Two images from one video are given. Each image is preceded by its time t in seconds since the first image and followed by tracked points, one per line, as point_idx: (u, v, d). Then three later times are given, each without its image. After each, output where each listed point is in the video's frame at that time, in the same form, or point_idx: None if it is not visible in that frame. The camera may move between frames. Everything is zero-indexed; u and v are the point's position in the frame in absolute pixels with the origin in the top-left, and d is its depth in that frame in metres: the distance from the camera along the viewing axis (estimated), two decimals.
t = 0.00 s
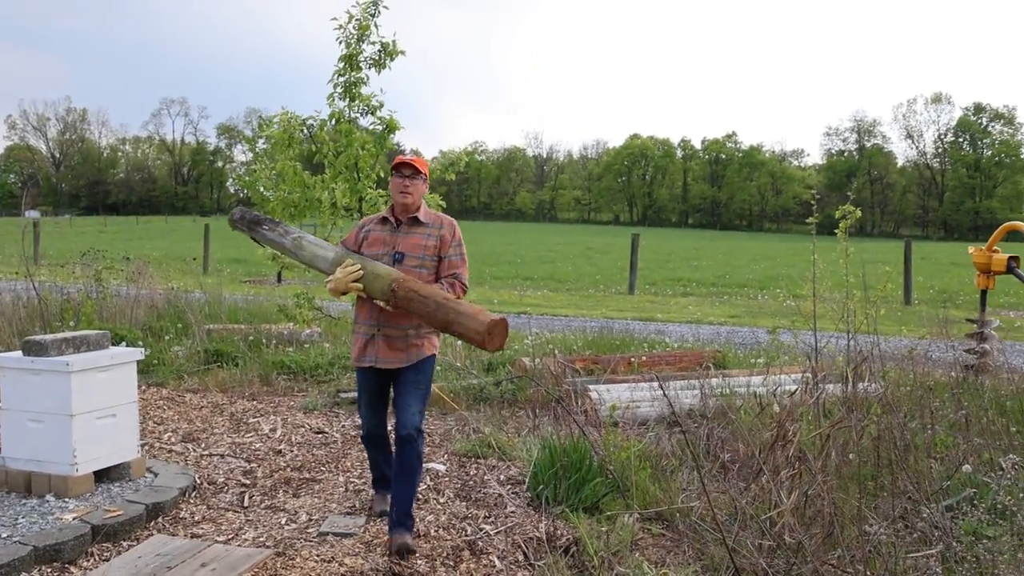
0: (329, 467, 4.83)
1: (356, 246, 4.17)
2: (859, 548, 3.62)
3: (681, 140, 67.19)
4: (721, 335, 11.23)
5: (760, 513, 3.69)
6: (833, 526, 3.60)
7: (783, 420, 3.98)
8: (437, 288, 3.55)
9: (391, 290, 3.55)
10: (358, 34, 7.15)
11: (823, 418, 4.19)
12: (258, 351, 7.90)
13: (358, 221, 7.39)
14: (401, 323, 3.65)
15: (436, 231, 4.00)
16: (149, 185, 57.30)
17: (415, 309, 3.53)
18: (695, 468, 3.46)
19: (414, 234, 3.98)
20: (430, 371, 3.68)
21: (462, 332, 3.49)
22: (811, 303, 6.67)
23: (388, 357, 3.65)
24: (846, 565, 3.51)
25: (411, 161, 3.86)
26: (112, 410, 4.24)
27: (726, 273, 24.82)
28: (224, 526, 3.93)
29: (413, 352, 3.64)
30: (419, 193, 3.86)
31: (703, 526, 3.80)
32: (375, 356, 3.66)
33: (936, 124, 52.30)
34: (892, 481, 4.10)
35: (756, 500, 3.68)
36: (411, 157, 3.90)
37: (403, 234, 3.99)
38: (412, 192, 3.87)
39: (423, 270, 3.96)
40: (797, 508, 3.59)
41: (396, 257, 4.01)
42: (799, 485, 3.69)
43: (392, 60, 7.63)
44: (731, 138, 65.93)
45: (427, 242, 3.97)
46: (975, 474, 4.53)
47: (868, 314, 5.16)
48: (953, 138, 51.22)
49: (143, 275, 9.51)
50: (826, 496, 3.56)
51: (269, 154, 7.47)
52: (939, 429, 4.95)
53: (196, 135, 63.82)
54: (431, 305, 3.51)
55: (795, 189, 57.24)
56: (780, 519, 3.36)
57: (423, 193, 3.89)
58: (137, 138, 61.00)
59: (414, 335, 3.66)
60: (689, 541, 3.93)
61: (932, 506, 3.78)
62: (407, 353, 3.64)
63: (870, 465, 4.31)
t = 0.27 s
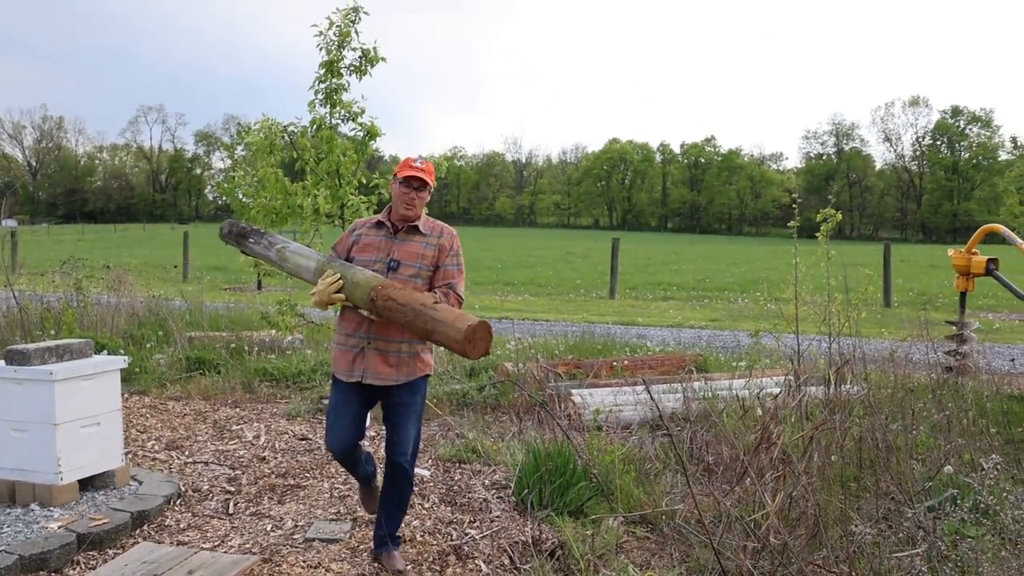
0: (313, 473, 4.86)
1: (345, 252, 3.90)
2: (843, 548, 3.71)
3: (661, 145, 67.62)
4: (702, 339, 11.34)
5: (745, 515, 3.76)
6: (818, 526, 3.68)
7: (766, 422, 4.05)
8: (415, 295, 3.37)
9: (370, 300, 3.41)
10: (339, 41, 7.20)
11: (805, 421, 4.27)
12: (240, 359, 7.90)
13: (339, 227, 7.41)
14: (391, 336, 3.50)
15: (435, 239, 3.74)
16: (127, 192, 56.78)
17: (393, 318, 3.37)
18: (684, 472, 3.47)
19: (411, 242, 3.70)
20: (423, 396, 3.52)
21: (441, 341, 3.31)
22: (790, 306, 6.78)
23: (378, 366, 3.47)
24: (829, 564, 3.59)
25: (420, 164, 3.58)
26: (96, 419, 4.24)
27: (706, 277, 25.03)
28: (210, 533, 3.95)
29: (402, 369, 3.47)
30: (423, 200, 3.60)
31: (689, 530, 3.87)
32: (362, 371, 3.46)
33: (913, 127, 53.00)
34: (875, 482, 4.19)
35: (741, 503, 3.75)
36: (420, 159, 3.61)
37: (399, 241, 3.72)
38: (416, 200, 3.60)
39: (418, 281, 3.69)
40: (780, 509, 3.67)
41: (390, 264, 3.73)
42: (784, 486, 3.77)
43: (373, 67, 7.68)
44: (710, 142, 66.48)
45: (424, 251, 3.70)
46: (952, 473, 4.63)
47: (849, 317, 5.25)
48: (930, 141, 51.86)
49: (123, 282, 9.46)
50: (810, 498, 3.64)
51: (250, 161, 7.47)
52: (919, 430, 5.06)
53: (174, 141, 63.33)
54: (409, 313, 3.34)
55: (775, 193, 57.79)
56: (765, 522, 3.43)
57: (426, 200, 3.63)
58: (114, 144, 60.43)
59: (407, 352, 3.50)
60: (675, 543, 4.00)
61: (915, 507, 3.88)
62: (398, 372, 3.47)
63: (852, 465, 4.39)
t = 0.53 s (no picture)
0: (302, 477, 4.87)
1: (339, 252, 3.89)
2: (832, 547, 3.75)
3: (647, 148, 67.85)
4: (689, 341, 11.40)
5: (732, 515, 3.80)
6: (805, 526, 3.72)
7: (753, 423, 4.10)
8: (399, 293, 3.37)
9: (354, 299, 3.41)
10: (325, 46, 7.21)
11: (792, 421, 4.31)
12: (228, 363, 7.88)
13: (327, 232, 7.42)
14: (381, 344, 3.48)
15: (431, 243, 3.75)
16: (110, 197, 56.39)
17: (376, 318, 3.36)
18: (675, 473, 3.44)
19: (408, 246, 3.71)
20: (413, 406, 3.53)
21: (424, 340, 3.29)
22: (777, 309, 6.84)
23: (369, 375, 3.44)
24: (816, 563, 3.64)
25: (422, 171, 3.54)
26: (84, 424, 4.23)
27: (693, 279, 25.13)
28: (199, 537, 3.95)
29: (392, 378, 3.47)
30: (422, 207, 3.60)
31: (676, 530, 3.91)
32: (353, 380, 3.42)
33: (898, 130, 53.44)
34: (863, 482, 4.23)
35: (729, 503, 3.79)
36: (423, 165, 3.58)
37: (395, 245, 3.72)
38: (414, 206, 3.58)
39: (413, 286, 3.70)
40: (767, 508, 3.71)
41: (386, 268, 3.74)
42: (772, 487, 3.82)
43: (360, 71, 7.69)
44: (696, 144, 66.78)
45: (421, 255, 3.71)
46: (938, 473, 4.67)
47: (835, 319, 5.31)
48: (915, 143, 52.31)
49: (109, 287, 9.42)
50: (797, 498, 3.69)
51: (237, 165, 7.47)
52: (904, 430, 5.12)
53: (159, 146, 62.99)
54: (392, 313, 3.33)
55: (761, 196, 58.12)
56: (752, 522, 3.47)
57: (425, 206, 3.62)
58: (98, 148, 60.04)
59: (400, 361, 3.50)
60: (663, 544, 4.04)
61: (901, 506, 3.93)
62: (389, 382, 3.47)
63: (839, 466, 4.43)
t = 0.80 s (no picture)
0: (291, 479, 4.86)
1: (324, 264, 3.83)
2: (820, 547, 3.78)
3: (636, 149, 68.04)
4: (677, 342, 11.44)
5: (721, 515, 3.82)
6: (793, 526, 3.75)
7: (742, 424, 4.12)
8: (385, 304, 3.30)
9: (339, 310, 3.35)
10: (313, 47, 7.20)
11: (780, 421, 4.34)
12: (216, 365, 7.85)
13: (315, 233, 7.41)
14: (369, 362, 3.43)
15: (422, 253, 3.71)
16: (96, 198, 56.01)
17: (360, 329, 3.30)
18: (665, 474, 3.42)
19: (398, 256, 3.67)
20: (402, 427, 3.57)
21: (411, 353, 3.21)
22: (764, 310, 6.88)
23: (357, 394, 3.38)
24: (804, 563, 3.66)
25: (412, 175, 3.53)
26: (71, 426, 4.21)
27: (681, 280, 25.22)
28: (187, 540, 3.94)
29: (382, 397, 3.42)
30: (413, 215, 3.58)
31: (665, 531, 3.93)
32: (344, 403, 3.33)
33: (885, 131, 53.84)
34: (850, 482, 4.27)
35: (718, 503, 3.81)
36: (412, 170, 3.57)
37: (384, 256, 3.68)
38: (404, 212, 3.57)
39: (404, 298, 3.65)
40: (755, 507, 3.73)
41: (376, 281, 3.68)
42: (760, 487, 3.86)
43: (348, 72, 7.68)
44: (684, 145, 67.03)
45: (411, 265, 3.67)
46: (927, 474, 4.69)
47: (822, 319, 5.34)
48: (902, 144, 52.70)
49: (95, 289, 9.36)
50: (786, 498, 3.72)
51: (224, 166, 7.44)
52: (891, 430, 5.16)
53: (146, 147, 62.64)
54: (377, 324, 3.27)
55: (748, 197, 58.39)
56: (741, 522, 3.49)
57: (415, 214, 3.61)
58: (84, 149, 59.64)
59: (391, 380, 3.45)
60: (651, 544, 4.06)
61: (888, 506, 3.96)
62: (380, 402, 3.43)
63: (827, 466, 4.47)
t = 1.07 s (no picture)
0: (281, 476, 4.88)
1: (309, 266, 3.79)
2: (807, 542, 3.83)
3: (625, 147, 68.16)
4: (666, 339, 11.50)
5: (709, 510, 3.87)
6: (781, 521, 3.79)
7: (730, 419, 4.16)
8: (376, 316, 3.20)
9: (327, 318, 3.29)
10: (301, 43, 7.20)
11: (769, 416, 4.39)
12: (205, 363, 7.84)
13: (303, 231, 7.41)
14: (358, 373, 3.39)
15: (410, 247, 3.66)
16: (82, 196, 55.61)
17: (349, 340, 3.23)
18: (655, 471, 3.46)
19: (386, 253, 3.62)
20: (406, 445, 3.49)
21: (403, 369, 3.08)
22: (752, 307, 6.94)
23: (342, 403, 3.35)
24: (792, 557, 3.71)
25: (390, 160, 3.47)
26: (61, 424, 4.21)
27: (670, 278, 25.30)
28: (178, 537, 3.95)
29: (372, 410, 3.36)
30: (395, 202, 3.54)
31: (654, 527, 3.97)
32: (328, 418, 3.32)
33: (874, 130, 54.16)
34: (838, 478, 4.32)
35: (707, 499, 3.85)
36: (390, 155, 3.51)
37: (371, 254, 3.63)
38: (387, 201, 3.51)
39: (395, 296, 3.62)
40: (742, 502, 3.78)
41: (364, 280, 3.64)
42: (748, 483, 3.91)
43: (336, 69, 7.68)
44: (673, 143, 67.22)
45: (400, 262, 3.62)
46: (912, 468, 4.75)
47: (809, 316, 5.40)
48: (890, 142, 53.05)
49: (83, 287, 9.33)
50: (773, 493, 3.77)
51: (213, 164, 7.44)
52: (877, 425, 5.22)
53: (132, 145, 62.24)
54: (367, 335, 3.17)
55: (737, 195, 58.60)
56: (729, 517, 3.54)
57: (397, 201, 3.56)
58: (70, 147, 59.20)
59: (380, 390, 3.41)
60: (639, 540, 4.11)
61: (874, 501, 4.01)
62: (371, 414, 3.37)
63: (814, 462, 4.52)
